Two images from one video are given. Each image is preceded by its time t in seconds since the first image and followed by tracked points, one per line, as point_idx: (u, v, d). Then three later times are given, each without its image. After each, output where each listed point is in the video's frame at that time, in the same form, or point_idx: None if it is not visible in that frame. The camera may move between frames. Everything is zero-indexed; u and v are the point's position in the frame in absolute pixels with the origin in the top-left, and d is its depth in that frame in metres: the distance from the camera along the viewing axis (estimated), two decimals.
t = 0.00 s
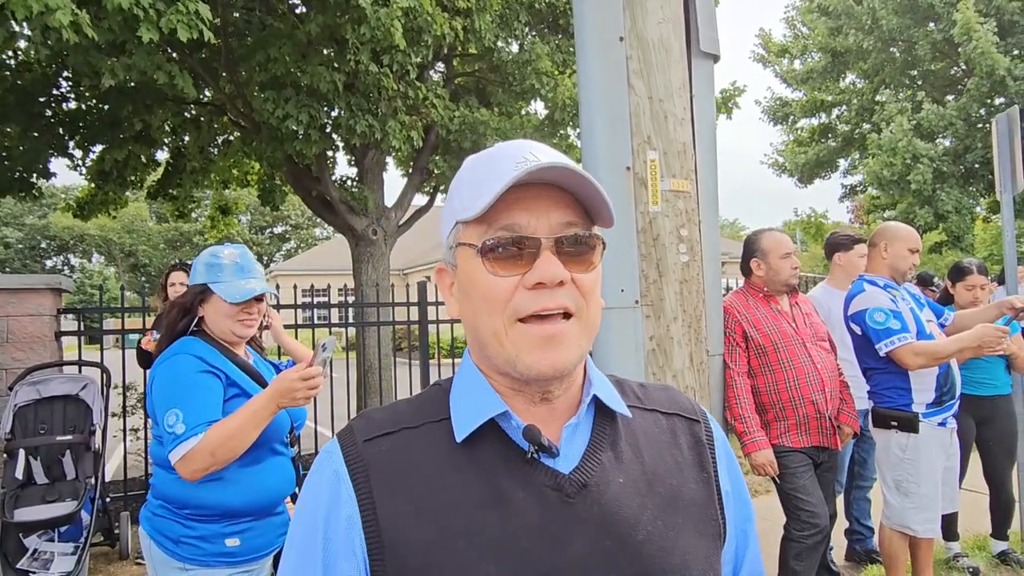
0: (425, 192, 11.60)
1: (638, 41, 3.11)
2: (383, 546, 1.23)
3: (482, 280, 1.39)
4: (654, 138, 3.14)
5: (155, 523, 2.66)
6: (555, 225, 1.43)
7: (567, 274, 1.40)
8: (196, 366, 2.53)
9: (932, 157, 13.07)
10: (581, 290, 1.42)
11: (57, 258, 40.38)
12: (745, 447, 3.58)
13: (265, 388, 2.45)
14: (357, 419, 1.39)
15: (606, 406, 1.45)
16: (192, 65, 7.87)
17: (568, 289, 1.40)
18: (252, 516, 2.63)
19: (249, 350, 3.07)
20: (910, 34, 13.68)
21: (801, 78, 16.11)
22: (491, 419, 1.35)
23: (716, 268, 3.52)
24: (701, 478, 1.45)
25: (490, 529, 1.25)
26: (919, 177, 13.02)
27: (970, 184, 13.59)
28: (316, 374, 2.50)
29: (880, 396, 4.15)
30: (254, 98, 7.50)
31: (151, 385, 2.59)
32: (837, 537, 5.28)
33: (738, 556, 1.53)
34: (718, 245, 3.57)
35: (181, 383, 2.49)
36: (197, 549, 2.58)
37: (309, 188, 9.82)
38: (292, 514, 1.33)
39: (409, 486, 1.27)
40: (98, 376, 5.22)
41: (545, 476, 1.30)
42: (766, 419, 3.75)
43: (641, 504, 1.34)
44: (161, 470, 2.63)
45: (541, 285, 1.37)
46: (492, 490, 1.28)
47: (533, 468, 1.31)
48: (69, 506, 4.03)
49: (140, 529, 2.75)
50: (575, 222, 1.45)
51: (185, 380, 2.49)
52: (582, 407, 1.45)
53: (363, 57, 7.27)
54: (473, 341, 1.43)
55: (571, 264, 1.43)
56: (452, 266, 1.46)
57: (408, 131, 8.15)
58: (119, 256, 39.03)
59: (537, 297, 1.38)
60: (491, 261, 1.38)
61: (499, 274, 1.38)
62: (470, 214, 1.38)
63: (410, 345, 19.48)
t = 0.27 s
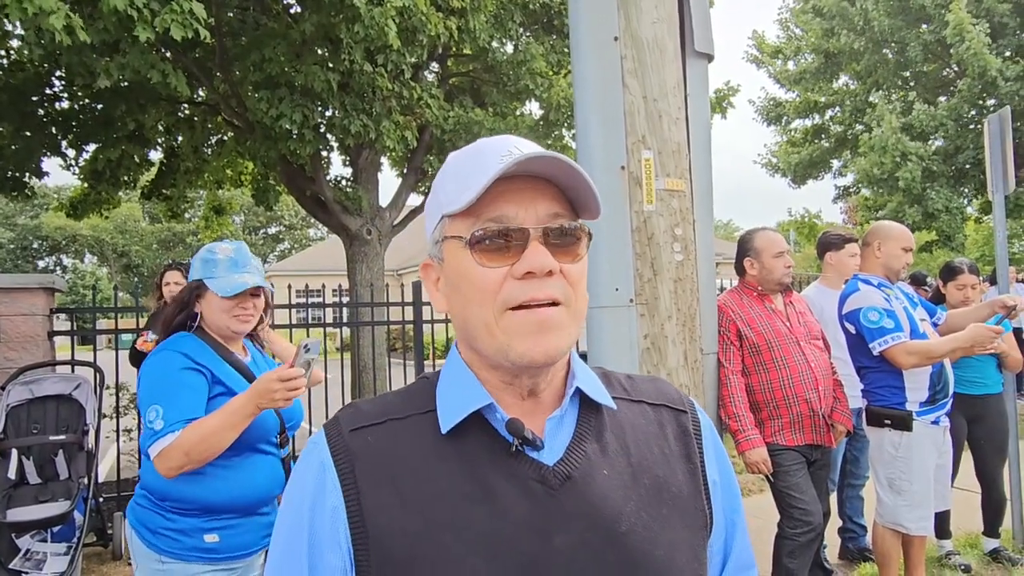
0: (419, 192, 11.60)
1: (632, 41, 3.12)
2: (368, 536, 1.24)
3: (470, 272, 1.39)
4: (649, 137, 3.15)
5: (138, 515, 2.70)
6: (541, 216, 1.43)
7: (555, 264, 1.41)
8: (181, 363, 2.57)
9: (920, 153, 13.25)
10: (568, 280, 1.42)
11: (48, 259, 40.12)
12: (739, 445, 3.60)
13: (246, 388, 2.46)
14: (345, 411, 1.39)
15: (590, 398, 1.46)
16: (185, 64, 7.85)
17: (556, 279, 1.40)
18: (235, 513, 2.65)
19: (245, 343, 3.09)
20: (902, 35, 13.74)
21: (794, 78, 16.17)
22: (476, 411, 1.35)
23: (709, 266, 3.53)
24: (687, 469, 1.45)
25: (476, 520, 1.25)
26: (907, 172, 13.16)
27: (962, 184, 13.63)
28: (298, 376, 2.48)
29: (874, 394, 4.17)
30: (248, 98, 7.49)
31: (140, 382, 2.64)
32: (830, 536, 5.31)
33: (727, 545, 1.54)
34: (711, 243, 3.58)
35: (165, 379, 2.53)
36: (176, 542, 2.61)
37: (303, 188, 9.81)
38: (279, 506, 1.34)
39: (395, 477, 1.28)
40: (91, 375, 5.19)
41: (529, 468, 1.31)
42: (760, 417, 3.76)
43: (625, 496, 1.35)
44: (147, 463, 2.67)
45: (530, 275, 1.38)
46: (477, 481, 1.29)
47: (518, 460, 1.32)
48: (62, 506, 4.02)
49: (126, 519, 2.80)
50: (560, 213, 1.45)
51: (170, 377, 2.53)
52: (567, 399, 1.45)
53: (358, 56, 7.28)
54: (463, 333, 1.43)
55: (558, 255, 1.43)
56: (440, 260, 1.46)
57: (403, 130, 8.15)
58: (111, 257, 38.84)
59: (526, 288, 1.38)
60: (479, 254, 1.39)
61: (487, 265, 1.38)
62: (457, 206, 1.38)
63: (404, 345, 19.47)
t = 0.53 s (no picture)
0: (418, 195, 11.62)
1: (631, 46, 3.14)
2: (361, 538, 1.25)
3: (454, 288, 1.40)
4: (648, 142, 3.17)
5: (123, 511, 2.77)
6: (524, 233, 1.43)
7: (537, 279, 1.41)
8: (174, 364, 2.67)
9: (915, 156, 13.25)
10: (552, 295, 1.42)
11: (46, 261, 40.02)
12: (737, 448, 3.61)
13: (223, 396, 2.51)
14: (338, 416, 1.40)
15: (578, 404, 1.46)
16: (185, 67, 7.86)
17: (540, 294, 1.40)
18: (209, 520, 2.69)
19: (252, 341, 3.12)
20: (899, 38, 13.80)
21: (792, 81, 16.21)
22: (467, 417, 1.36)
23: (708, 270, 3.55)
24: (674, 472, 1.45)
25: (466, 523, 1.26)
26: (902, 172, 13.23)
27: (959, 187, 13.74)
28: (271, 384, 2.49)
29: (872, 398, 4.19)
30: (248, 101, 7.51)
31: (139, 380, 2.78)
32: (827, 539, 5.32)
33: (714, 543, 1.54)
34: (710, 247, 3.60)
35: (154, 382, 2.62)
36: (152, 541, 2.68)
37: (302, 191, 9.82)
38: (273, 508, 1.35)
39: (387, 481, 1.29)
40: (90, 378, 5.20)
41: (518, 472, 1.32)
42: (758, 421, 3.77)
43: (613, 499, 1.35)
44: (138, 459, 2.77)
45: (512, 290, 1.38)
46: (468, 485, 1.30)
47: (507, 464, 1.33)
48: (60, 510, 4.03)
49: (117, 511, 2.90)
50: (543, 229, 1.45)
51: (159, 378, 2.63)
52: (555, 405, 1.46)
53: (357, 59, 7.31)
54: (449, 347, 1.45)
55: (541, 270, 1.43)
56: (427, 275, 1.48)
57: (402, 133, 8.16)
58: (109, 259, 38.79)
59: (508, 304, 1.38)
60: (464, 270, 1.40)
61: (471, 281, 1.39)
62: (441, 224, 1.39)
63: (403, 348, 19.48)
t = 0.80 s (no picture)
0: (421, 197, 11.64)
1: (636, 51, 3.15)
2: (357, 539, 1.25)
3: (450, 301, 1.41)
4: (652, 146, 3.17)
5: (117, 514, 2.76)
6: (519, 247, 1.43)
7: (531, 293, 1.41)
8: (139, 374, 2.68)
9: (918, 158, 13.24)
10: (546, 307, 1.43)
11: (49, 261, 40.05)
12: (741, 452, 3.61)
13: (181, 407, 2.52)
14: (340, 419, 1.41)
15: (575, 410, 1.44)
16: (189, 69, 7.89)
17: (534, 307, 1.41)
18: (202, 525, 2.67)
19: (243, 341, 3.10)
20: (902, 41, 13.80)
21: (795, 83, 16.21)
22: (465, 421, 1.36)
23: (712, 274, 3.56)
24: (671, 476, 1.43)
25: (461, 526, 1.27)
26: (905, 175, 13.21)
27: (962, 190, 13.76)
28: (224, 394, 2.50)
29: (875, 402, 4.19)
30: (252, 103, 7.54)
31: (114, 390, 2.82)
32: (831, 543, 5.32)
33: (713, 548, 1.52)
34: (714, 251, 3.60)
35: (134, 387, 2.66)
36: (144, 546, 2.66)
37: (306, 193, 9.85)
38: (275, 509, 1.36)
39: (385, 482, 1.29)
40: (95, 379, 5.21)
41: (514, 476, 1.32)
42: (762, 425, 3.77)
43: (607, 504, 1.34)
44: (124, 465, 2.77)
45: (506, 305, 1.39)
46: (464, 487, 1.30)
47: (503, 468, 1.32)
48: (65, 510, 4.05)
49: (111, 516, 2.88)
50: (538, 243, 1.45)
51: (126, 389, 2.66)
52: (551, 410, 1.45)
53: (360, 62, 7.35)
54: (446, 357, 1.46)
55: (536, 284, 1.43)
56: (426, 286, 1.49)
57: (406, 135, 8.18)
58: (113, 259, 38.85)
59: (503, 317, 1.39)
60: (460, 283, 1.41)
61: (468, 294, 1.40)
62: (439, 238, 1.40)
63: (406, 350, 19.50)
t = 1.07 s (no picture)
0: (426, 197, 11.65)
1: (643, 51, 3.14)
2: (358, 537, 1.25)
3: (447, 304, 1.40)
4: (659, 147, 3.16)
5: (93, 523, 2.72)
6: (516, 249, 1.42)
7: (527, 295, 1.39)
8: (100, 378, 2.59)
9: (926, 161, 13.16)
10: (544, 310, 1.41)
11: (56, 260, 40.19)
12: (747, 455, 3.59)
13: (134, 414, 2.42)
14: (344, 418, 1.40)
15: (578, 411, 1.42)
16: (197, 70, 7.92)
17: (530, 310, 1.40)
18: (167, 536, 2.58)
19: (215, 341, 3.01)
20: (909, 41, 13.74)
21: (801, 84, 16.16)
22: (467, 421, 1.35)
23: (718, 276, 3.54)
24: (674, 479, 1.41)
25: (461, 527, 1.26)
26: (914, 180, 13.12)
27: (970, 192, 13.68)
28: (174, 401, 2.38)
29: (881, 405, 4.15)
30: (258, 103, 7.55)
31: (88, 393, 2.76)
32: (837, 546, 5.29)
33: (719, 553, 1.49)
34: (721, 252, 3.58)
35: (91, 393, 2.56)
36: (113, 557, 2.60)
37: (312, 193, 9.87)
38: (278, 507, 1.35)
39: (387, 482, 1.28)
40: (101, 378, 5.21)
41: (514, 477, 1.30)
42: (768, 427, 3.76)
43: (609, 506, 1.33)
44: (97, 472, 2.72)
45: (501, 308, 1.38)
46: (465, 488, 1.29)
47: (504, 469, 1.31)
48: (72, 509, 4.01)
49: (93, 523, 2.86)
50: (536, 245, 1.43)
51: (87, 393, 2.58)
52: (554, 411, 1.43)
53: (367, 62, 7.37)
54: (446, 359, 1.46)
55: (533, 286, 1.41)
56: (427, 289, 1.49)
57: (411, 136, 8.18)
58: (119, 259, 38.95)
59: (499, 320, 1.38)
60: (457, 286, 1.40)
61: (465, 297, 1.39)
62: (436, 241, 1.40)
63: (410, 350, 19.52)
